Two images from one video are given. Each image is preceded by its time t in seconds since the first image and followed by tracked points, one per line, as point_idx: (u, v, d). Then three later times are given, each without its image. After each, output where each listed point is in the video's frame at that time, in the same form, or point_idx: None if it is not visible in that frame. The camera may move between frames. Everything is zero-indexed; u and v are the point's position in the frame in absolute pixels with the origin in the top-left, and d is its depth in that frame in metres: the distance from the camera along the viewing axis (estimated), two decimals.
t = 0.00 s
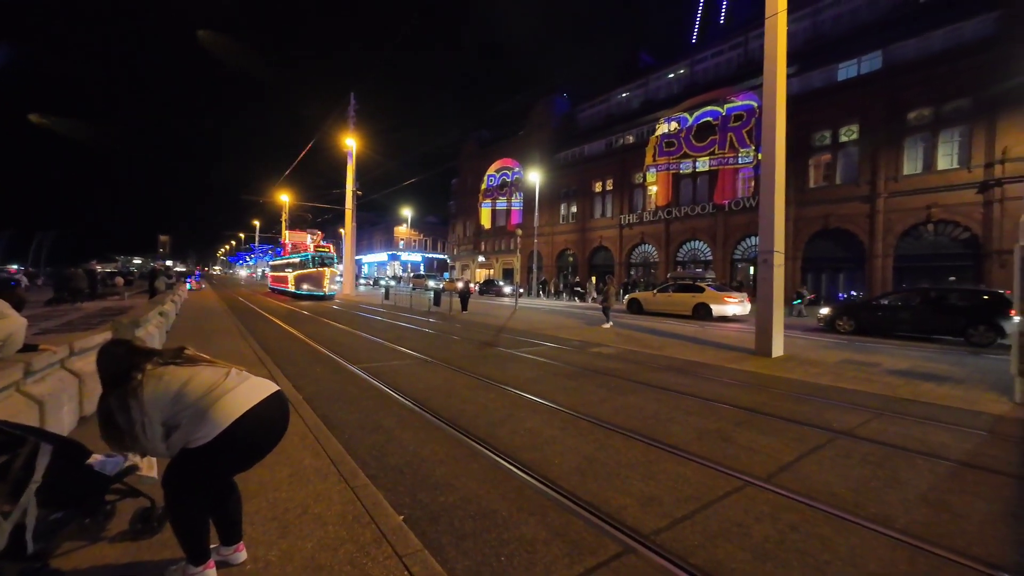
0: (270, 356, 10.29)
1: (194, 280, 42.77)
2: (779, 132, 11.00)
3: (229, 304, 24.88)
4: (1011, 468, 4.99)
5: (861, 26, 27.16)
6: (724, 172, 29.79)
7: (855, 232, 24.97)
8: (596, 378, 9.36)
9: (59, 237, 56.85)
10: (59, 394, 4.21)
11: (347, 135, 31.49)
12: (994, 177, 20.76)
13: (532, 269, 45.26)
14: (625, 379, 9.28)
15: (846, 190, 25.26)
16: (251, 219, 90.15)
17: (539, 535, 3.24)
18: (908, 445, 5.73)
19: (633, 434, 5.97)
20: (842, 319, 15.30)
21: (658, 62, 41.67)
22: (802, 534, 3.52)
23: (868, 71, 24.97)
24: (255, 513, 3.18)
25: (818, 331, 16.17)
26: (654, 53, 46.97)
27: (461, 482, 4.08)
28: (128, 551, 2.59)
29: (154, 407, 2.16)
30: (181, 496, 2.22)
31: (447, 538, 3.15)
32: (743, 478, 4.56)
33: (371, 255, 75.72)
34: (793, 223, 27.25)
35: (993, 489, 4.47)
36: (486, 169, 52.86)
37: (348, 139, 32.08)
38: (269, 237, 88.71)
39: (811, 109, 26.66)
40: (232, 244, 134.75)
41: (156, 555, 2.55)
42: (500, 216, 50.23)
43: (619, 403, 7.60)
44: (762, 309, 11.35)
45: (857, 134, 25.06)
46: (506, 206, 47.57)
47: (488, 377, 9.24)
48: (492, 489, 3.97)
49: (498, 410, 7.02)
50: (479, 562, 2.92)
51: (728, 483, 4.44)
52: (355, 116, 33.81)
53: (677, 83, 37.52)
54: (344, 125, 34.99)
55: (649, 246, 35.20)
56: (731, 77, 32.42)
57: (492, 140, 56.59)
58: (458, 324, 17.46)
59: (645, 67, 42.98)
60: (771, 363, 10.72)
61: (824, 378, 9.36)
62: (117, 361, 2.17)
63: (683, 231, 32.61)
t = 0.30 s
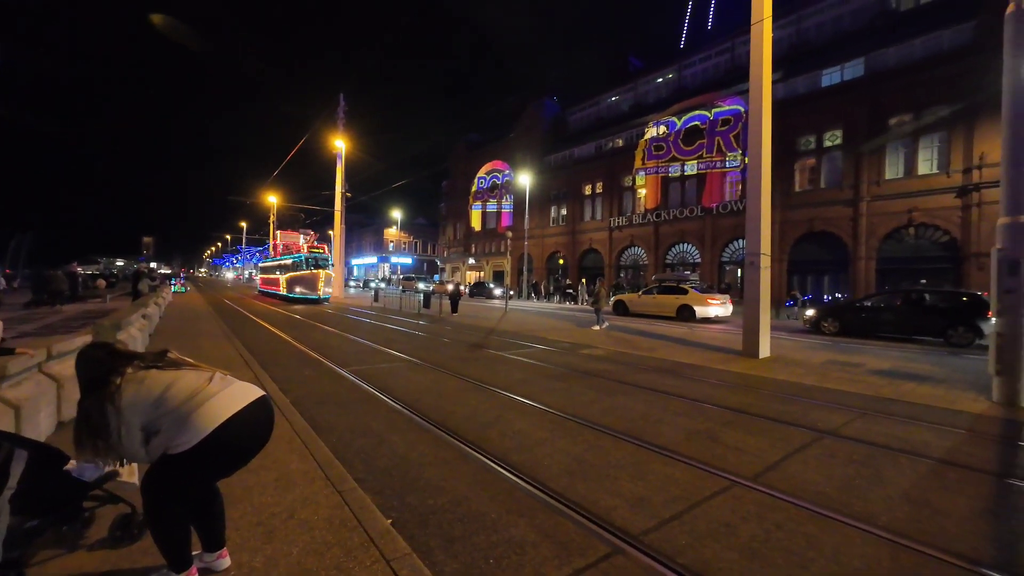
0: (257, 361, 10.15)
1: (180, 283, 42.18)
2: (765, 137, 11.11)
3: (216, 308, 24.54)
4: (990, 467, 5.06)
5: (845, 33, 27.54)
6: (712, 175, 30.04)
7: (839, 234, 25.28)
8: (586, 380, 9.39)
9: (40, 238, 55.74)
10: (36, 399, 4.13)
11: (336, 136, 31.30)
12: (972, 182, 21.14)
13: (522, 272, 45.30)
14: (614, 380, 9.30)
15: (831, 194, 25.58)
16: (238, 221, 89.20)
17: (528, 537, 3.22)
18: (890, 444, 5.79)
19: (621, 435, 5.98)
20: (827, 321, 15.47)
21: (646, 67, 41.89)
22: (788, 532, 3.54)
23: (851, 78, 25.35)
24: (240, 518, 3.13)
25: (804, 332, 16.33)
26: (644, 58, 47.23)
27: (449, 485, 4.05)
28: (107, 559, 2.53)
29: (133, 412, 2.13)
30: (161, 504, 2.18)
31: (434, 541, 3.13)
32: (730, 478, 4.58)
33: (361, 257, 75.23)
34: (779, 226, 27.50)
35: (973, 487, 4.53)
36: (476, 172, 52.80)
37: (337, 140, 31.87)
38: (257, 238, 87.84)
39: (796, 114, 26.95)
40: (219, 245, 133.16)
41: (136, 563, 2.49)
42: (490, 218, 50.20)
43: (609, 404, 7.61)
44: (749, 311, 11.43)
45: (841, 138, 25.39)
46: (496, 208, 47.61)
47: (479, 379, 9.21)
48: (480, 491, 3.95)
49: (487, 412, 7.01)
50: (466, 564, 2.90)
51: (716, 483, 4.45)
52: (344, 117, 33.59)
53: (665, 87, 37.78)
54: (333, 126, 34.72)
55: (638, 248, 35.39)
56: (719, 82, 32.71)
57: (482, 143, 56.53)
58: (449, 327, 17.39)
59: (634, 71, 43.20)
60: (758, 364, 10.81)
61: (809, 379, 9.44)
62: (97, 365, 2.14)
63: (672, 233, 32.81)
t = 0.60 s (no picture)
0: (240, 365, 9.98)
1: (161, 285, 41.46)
2: (749, 142, 11.21)
3: (199, 310, 24.13)
4: (966, 462, 5.14)
5: (827, 38, 27.93)
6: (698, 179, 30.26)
7: (820, 236, 25.60)
8: (574, 380, 9.39)
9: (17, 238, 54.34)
10: (8, 406, 4.01)
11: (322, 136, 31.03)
12: (948, 187, 21.60)
13: (510, 273, 45.33)
14: (601, 381, 9.32)
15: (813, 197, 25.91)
16: (222, 221, 87.98)
17: (515, 538, 3.20)
18: (871, 441, 5.86)
19: (609, 435, 5.98)
20: (810, 321, 15.66)
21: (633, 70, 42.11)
22: (771, 529, 3.55)
23: (832, 84, 25.74)
24: (223, 524, 3.05)
25: (787, 332, 16.51)
26: (631, 62, 47.49)
27: (435, 487, 4.01)
28: (83, 567, 2.46)
29: (112, 415, 2.07)
30: (141, 509, 2.11)
31: (420, 543, 3.09)
32: (717, 477, 4.58)
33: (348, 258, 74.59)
34: (763, 228, 27.78)
35: (950, 482, 4.60)
36: (464, 173, 52.67)
37: (323, 140, 31.54)
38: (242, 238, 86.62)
39: (779, 117, 27.27)
40: (203, 246, 131.28)
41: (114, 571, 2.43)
42: (479, 220, 50.18)
43: (596, 405, 7.62)
44: (734, 311, 11.52)
45: (822, 143, 25.73)
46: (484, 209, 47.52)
47: (466, 381, 9.17)
48: (466, 493, 3.91)
49: (474, 413, 6.98)
50: (453, 566, 2.86)
51: (701, 482, 4.47)
52: (330, 118, 33.28)
53: (652, 91, 38.00)
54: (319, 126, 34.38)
55: (626, 250, 35.60)
56: (704, 86, 33.00)
57: (471, 144, 56.42)
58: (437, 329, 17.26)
59: (622, 74, 43.41)
60: (743, 364, 10.90)
61: (793, 378, 9.54)
62: (76, 366, 2.09)
63: (659, 235, 33.00)
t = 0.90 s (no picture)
0: (222, 367, 9.83)
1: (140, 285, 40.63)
2: (732, 143, 11.33)
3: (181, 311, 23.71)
4: (938, 457, 5.26)
5: (809, 43, 28.34)
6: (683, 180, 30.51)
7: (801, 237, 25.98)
8: (560, 380, 9.42)
9: None
10: None
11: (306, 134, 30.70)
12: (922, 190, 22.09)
13: (497, 273, 45.32)
14: (586, 380, 9.36)
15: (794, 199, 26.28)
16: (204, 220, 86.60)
17: (500, 538, 3.19)
18: (849, 437, 5.96)
19: (594, 434, 6.02)
20: (790, 320, 15.93)
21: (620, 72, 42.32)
22: (752, 525, 3.60)
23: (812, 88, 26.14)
24: (202, 528, 3.01)
25: (769, 331, 16.75)
26: (618, 64, 47.72)
27: (420, 488, 3.99)
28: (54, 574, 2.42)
29: (82, 417, 2.03)
30: (113, 515, 2.07)
31: (405, 546, 3.07)
32: (700, 475, 4.63)
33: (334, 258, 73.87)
34: (746, 230, 28.05)
35: (924, 477, 4.70)
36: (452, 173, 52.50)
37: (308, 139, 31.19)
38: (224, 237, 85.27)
39: (762, 120, 27.61)
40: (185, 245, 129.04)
41: None
42: (466, 220, 50.09)
43: (581, 404, 7.65)
44: (718, 311, 11.63)
45: (803, 146, 26.11)
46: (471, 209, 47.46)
47: (452, 381, 9.14)
48: (450, 494, 3.90)
49: (459, 414, 6.97)
50: (437, 567, 2.85)
51: (684, 479, 4.50)
52: (315, 117, 32.95)
53: (638, 93, 38.21)
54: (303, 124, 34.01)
55: (612, 250, 35.81)
56: (690, 89, 33.28)
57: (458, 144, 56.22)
58: (425, 329, 17.15)
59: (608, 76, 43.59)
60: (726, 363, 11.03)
61: (774, 377, 9.67)
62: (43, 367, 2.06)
63: (645, 236, 33.22)
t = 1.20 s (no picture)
0: (202, 367, 9.66)
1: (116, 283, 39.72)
2: (716, 144, 11.43)
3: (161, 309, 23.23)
4: (911, 450, 5.37)
5: (791, 44, 28.70)
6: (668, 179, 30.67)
7: (782, 236, 26.33)
8: (546, 378, 9.44)
9: None
10: None
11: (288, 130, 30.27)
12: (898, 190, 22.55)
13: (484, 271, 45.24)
14: (572, 378, 9.40)
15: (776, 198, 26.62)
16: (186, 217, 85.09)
17: (484, 537, 3.18)
18: (827, 432, 6.06)
19: (579, 431, 6.04)
20: (773, 318, 16.17)
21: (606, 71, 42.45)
22: (733, 519, 3.64)
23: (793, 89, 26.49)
24: (179, 533, 2.95)
25: (751, 329, 16.96)
26: (605, 63, 47.83)
27: (404, 487, 3.97)
28: None
29: (51, 417, 1.99)
30: (83, 520, 2.01)
31: (388, 546, 3.05)
32: (683, 470, 4.67)
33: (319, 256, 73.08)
34: (729, 228, 28.31)
35: (900, 470, 4.79)
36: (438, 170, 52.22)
37: (291, 135, 30.76)
38: (206, 234, 83.84)
39: (745, 120, 27.91)
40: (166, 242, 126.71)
41: None
42: (452, 218, 49.91)
43: (566, 402, 7.68)
44: (702, 309, 11.72)
45: (784, 147, 26.45)
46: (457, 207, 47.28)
47: (438, 380, 9.10)
48: (434, 493, 3.88)
49: (444, 413, 6.95)
50: (421, 567, 2.84)
51: (667, 475, 4.54)
52: (298, 113, 32.51)
53: (623, 92, 38.37)
54: (286, 121, 33.56)
55: (598, 249, 35.95)
56: (675, 89, 33.50)
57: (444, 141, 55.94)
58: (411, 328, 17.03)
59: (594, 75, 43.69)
60: (709, 360, 11.13)
61: (757, 374, 9.79)
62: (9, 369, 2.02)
63: (630, 234, 33.41)
